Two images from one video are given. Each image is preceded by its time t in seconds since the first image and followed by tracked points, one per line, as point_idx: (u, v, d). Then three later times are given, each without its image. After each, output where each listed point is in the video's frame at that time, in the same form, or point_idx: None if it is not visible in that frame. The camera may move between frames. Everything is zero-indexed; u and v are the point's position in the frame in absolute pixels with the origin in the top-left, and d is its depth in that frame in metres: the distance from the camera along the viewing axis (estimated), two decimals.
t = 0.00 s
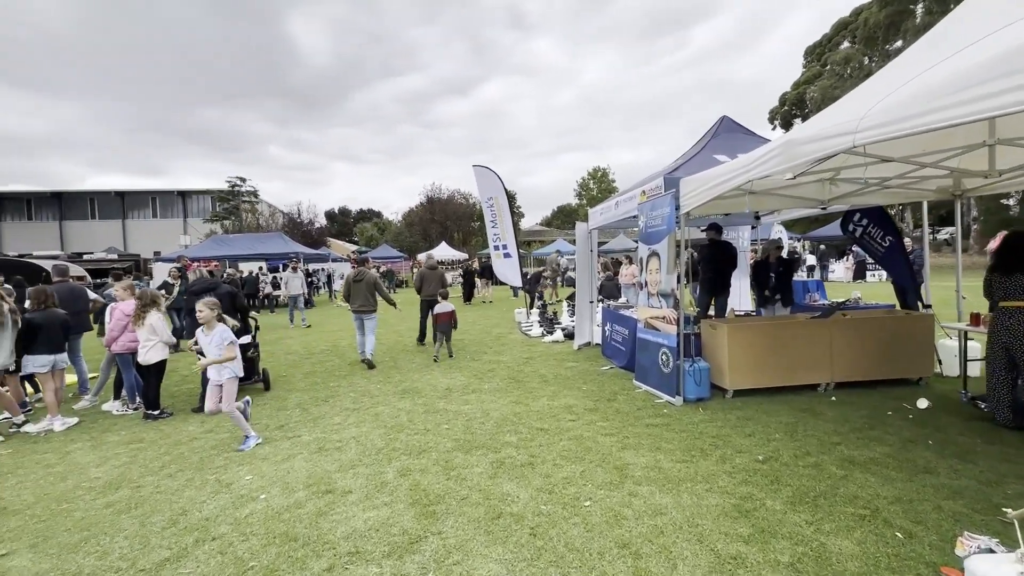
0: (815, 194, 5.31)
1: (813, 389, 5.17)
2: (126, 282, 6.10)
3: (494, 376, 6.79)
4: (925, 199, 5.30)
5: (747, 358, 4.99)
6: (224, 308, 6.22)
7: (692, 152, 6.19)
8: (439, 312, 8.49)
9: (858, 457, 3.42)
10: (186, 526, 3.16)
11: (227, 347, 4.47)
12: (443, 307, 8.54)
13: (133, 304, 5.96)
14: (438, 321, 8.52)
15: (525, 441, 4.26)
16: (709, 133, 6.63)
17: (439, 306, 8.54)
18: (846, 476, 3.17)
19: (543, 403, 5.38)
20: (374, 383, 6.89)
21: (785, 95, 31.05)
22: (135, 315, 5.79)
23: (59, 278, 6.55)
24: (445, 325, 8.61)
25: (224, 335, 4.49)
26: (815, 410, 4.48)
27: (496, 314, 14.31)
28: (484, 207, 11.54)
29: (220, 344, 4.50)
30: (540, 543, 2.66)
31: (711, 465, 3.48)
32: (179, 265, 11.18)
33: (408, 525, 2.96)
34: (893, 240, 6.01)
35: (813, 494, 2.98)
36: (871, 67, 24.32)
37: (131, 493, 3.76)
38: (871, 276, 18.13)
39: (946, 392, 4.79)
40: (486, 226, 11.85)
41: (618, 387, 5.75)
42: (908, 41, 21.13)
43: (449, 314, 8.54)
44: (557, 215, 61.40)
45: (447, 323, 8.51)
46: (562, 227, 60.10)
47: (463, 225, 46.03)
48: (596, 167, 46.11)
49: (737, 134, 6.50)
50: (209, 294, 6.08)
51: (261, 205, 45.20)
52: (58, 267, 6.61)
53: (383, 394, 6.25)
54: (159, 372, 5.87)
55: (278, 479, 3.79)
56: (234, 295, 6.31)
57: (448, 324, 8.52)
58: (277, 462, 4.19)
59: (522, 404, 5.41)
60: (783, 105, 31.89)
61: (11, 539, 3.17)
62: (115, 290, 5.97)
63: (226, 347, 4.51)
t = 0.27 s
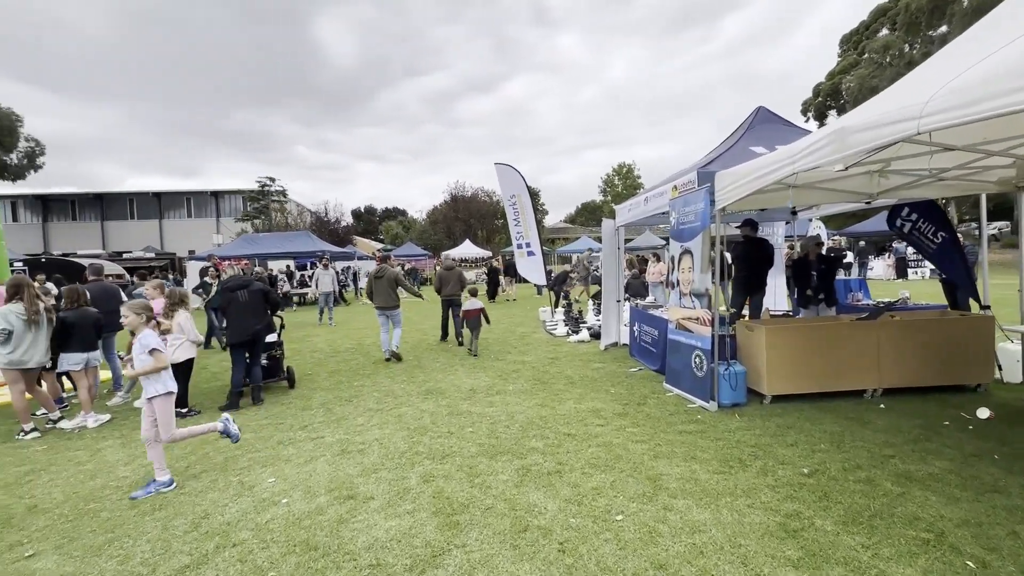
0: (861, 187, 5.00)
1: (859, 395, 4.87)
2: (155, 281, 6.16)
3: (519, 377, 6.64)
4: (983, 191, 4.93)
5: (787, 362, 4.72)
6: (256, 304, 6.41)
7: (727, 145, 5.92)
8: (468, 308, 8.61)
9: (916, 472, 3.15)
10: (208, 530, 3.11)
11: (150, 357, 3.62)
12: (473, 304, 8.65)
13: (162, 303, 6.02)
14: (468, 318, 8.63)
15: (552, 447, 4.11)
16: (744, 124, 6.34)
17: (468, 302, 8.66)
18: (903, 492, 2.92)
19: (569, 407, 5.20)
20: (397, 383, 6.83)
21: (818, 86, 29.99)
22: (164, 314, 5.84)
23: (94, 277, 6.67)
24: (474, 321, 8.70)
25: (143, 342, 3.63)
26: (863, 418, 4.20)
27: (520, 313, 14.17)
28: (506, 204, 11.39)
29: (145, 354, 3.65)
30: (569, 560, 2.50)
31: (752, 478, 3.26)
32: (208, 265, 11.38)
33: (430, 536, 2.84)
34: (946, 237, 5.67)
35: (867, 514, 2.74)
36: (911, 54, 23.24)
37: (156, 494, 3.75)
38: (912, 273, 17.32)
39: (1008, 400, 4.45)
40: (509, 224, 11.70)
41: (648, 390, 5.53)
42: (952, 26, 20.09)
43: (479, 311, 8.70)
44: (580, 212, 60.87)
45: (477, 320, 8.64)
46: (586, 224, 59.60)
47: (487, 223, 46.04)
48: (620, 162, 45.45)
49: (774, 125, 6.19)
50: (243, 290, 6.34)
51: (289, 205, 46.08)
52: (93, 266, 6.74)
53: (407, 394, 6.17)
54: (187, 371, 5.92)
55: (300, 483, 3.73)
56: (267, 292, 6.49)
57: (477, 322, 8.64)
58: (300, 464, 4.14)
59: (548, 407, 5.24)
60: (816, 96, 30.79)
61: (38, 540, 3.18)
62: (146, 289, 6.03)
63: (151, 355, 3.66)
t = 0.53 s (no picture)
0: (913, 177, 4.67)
1: (910, 401, 4.55)
2: (186, 280, 6.22)
3: (544, 377, 6.50)
4: None
5: (831, 366, 4.44)
6: (288, 303, 6.49)
7: (764, 136, 5.64)
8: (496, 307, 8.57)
9: (983, 491, 2.88)
10: (231, 534, 3.08)
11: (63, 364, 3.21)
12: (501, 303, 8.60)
13: (191, 302, 6.08)
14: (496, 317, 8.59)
15: (579, 453, 3.95)
16: (783, 115, 6.05)
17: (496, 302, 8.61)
18: (969, 514, 2.66)
19: (597, 410, 5.03)
20: (422, 383, 6.77)
21: (855, 77, 28.84)
22: (194, 314, 5.91)
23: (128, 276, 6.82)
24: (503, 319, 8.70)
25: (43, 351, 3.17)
26: (916, 427, 3.91)
27: (545, 311, 14.00)
28: (531, 202, 11.24)
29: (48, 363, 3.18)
30: None
31: (797, 492, 3.04)
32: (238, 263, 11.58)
33: (454, 547, 2.73)
34: (1004, 230, 5.28)
35: (929, 536, 2.50)
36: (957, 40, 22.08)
37: (182, 494, 3.75)
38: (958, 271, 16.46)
39: None
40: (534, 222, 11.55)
41: (679, 394, 5.31)
42: (1003, 9, 18.98)
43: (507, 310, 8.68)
44: (606, 209, 60.19)
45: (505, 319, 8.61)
46: (611, 221, 58.89)
47: (511, 221, 45.93)
48: (646, 158, 44.71)
49: (816, 115, 5.87)
50: (276, 290, 6.40)
51: (317, 204, 46.89)
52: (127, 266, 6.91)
53: (431, 395, 6.10)
54: (216, 370, 5.97)
55: (323, 486, 3.68)
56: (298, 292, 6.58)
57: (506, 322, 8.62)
58: (323, 466, 4.09)
59: (575, 410, 5.08)
60: (853, 87, 29.61)
61: (67, 538, 3.20)
62: (175, 288, 6.10)
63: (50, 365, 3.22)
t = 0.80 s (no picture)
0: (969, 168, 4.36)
1: (964, 409, 4.25)
2: (215, 278, 6.32)
3: (571, 378, 6.36)
4: None
5: (878, 369, 4.18)
6: (315, 301, 6.53)
7: (803, 127, 5.36)
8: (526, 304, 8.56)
9: None
10: (254, 534, 3.06)
11: None
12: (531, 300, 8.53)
13: (220, 300, 6.18)
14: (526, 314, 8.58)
15: (608, 458, 3.81)
16: (823, 104, 5.75)
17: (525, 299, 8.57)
18: None
19: (626, 413, 4.87)
20: (446, 382, 6.72)
21: (896, 66, 27.63)
22: (222, 311, 6.00)
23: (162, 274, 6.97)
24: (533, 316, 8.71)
25: None
26: (974, 436, 3.62)
27: (570, 310, 13.82)
28: (556, 199, 11.09)
29: None
30: None
31: (844, 506, 2.83)
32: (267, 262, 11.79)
33: (478, 555, 2.64)
34: None
35: (996, 559, 2.28)
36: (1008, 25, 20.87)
37: (208, 491, 3.77)
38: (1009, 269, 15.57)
39: None
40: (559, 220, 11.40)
41: (711, 397, 5.10)
42: None
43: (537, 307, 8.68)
44: (632, 206, 59.39)
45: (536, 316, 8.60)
46: (638, 219, 58.10)
47: (536, 219, 45.76)
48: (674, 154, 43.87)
49: (858, 104, 5.56)
50: (304, 288, 6.46)
51: (345, 204, 47.66)
52: (161, 265, 7.10)
53: (456, 394, 6.03)
54: (244, 367, 6.02)
55: (347, 486, 3.64)
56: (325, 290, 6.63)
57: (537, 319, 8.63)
58: (347, 465, 4.05)
59: (603, 412, 4.93)
60: (893, 77, 28.38)
61: (97, 534, 3.23)
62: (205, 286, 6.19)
63: None
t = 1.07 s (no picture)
0: None
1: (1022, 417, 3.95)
2: (241, 277, 6.38)
3: (596, 379, 6.18)
4: None
5: (928, 373, 3.89)
6: (339, 300, 6.54)
7: (844, 117, 5.06)
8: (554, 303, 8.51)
9: None
10: (272, 537, 3.01)
11: None
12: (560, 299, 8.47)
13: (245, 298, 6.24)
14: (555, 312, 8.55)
15: (635, 464, 3.64)
16: (865, 92, 5.42)
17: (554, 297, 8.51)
18: None
19: (654, 416, 4.68)
20: (469, 382, 6.63)
21: (939, 54, 26.35)
22: (247, 309, 6.03)
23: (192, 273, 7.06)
24: (562, 315, 8.63)
25: None
26: None
27: (595, 310, 13.59)
28: (581, 197, 10.90)
29: None
30: None
31: (895, 524, 2.60)
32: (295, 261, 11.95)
33: (498, 567, 2.52)
34: None
35: None
36: None
37: (229, 490, 3.75)
38: None
39: None
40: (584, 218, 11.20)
41: (744, 401, 4.86)
42: None
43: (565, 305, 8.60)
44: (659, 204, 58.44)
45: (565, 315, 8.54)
46: (664, 216, 57.12)
47: (560, 217, 45.47)
48: (702, 150, 42.93)
49: (905, 90, 5.22)
50: (328, 286, 6.48)
51: (371, 204, 48.30)
52: (191, 265, 7.20)
53: (478, 394, 5.93)
54: (268, 365, 6.03)
55: (366, 489, 3.57)
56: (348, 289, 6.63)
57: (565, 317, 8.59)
58: (367, 466, 3.99)
59: (629, 415, 4.75)
60: (936, 66, 27.08)
61: (120, 532, 3.24)
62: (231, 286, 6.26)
63: None
